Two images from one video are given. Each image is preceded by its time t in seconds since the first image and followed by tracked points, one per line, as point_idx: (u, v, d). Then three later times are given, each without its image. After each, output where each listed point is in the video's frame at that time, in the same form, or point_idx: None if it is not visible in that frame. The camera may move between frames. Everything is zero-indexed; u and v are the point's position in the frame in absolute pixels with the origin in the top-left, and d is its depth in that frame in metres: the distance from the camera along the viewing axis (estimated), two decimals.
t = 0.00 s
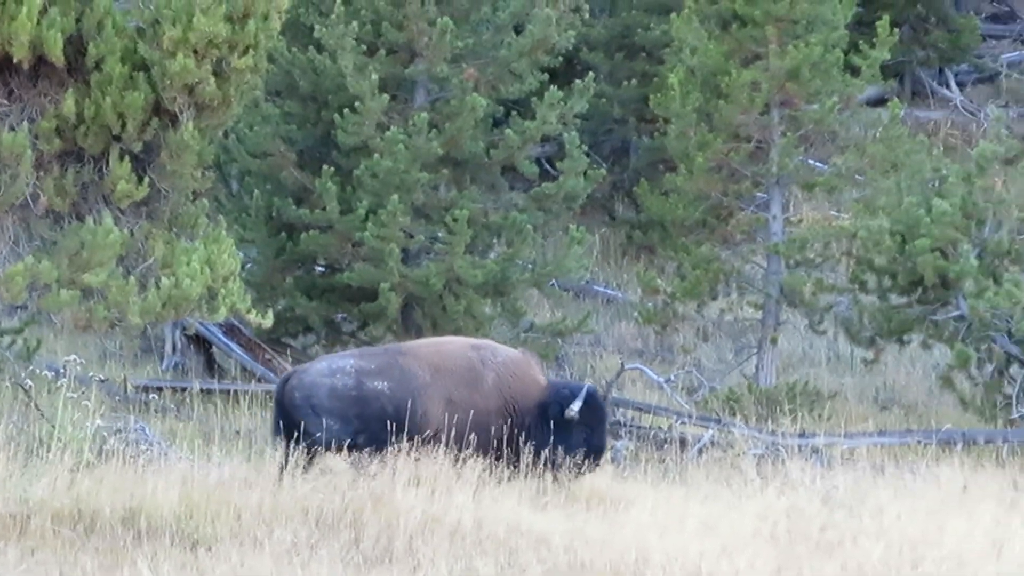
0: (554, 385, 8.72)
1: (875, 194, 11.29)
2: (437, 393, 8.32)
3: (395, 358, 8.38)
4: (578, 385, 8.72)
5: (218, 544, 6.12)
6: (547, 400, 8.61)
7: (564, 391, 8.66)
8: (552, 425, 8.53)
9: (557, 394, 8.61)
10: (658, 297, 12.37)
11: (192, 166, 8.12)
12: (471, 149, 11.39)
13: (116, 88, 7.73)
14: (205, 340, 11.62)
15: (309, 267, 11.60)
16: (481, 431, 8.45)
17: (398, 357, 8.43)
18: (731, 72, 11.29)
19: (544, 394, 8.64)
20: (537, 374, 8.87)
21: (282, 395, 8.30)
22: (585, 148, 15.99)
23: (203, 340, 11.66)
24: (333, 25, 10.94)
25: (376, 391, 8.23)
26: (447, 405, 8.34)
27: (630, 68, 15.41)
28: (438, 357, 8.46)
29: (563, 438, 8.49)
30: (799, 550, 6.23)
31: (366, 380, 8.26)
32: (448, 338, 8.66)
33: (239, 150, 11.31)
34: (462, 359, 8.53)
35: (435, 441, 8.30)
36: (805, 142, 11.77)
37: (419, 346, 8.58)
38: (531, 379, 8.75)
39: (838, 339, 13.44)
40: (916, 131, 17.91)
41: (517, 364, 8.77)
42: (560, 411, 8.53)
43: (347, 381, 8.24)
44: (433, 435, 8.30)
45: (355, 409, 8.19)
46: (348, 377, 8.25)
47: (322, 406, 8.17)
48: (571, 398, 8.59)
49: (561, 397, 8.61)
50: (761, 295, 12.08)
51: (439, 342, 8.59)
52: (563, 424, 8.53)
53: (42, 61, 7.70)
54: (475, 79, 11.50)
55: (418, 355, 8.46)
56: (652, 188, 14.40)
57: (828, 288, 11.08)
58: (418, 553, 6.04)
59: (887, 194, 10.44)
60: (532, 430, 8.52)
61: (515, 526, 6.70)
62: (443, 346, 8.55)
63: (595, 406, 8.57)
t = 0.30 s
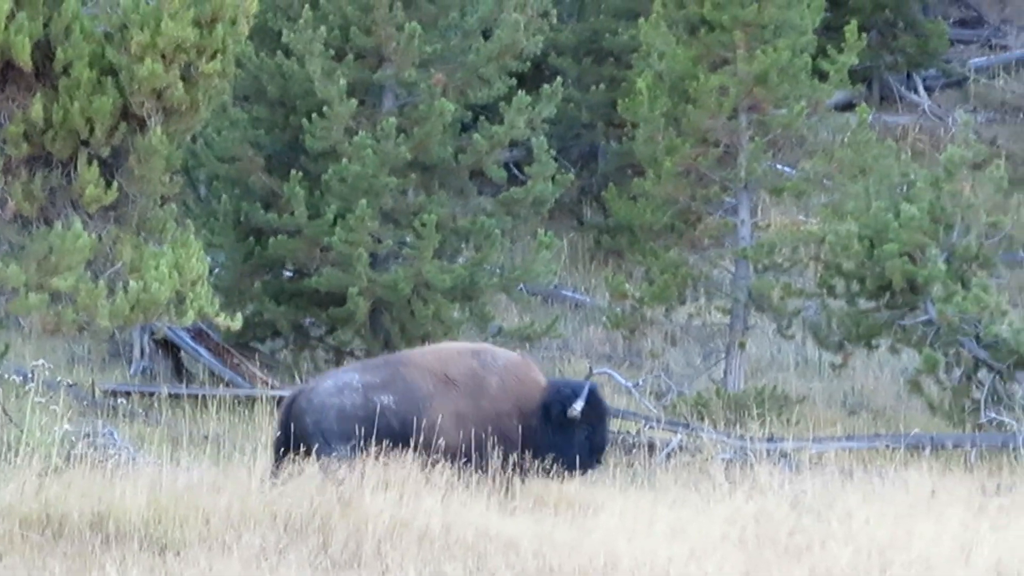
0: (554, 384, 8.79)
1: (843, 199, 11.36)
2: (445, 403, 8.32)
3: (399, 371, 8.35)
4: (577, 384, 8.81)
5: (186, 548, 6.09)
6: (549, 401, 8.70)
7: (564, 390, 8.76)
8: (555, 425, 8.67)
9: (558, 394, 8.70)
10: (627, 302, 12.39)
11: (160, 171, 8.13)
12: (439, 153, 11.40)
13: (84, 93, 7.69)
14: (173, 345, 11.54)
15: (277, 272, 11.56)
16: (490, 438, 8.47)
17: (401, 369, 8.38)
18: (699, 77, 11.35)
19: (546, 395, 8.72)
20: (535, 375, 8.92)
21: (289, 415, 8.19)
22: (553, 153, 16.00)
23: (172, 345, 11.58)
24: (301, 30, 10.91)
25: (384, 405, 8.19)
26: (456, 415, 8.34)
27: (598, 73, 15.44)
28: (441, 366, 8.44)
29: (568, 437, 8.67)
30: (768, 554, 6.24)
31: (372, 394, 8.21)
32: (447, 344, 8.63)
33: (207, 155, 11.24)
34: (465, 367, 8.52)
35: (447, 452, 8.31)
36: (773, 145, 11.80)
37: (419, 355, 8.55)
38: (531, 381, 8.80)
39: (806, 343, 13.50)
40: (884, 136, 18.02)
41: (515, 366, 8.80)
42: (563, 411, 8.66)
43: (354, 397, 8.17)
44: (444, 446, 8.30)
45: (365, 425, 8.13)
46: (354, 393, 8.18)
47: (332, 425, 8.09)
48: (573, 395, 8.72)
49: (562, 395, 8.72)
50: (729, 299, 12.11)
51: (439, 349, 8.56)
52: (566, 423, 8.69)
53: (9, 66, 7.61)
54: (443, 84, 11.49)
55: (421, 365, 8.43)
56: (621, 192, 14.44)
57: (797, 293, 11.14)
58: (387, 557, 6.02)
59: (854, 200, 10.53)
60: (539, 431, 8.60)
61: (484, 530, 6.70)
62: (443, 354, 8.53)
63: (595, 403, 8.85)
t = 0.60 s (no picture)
0: (556, 389, 8.57)
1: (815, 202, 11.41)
2: (457, 408, 8.12)
3: (409, 374, 8.25)
4: (578, 389, 8.60)
5: (159, 554, 6.06)
6: (554, 408, 8.49)
7: (568, 397, 8.54)
8: (561, 432, 8.48)
9: (563, 400, 8.49)
10: (599, 306, 12.39)
11: (132, 176, 8.06)
12: (411, 158, 11.36)
13: (56, 98, 7.65)
14: (146, 350, 11.45)
15: (249, 277, 11.53)
16: (504, 446, 8.24)
17: (413, 373, 8.27)
18: (671, 81, 11.38)
19: (551, 401, 8.50)
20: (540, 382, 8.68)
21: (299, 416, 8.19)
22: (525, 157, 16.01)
23: (144, 350, 11.49)
24: (273, 34, 10.84)
25: (393, 408, 8.10)
26: (469, 421, 8.12)
27: (569, 77, 15.46)
28: (455, 371, 8.27)
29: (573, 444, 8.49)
30: (741, 558, 6.26)
31: (381, 396, 8.12)
32: (464, 350, 8.46)
33: (178, 160, 11.18)
34: (478, 372, 8.31)
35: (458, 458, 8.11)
36: (745, 149, 11.88)
37: (432, 359, 8.40)
38: (543, 389, 8.56)
39: (778, 347, 13.53)
40: (856, 139, 18.09)
41: (531, 374, 8.57)
42: (568, 418, 8.46)
43: (362, 398, 8.11)
44: (455, 452, 8.10)
45: (373, 428, 8.07)
46: (362, 394, 8.11)
47: (336, 426, 8.08)
48: (577, 401, 8.52)
49: (566, 402, 8.52)
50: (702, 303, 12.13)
51: (454, 355, 8.40)
52: (572, 429, 8.50)
53: None
54: (415, 88, 11.48)
55: (434, 370, 8.28)
56: (593, 196, 14.46)
57: (769, 296, 11.18)
58: (360, 562, 6.01)
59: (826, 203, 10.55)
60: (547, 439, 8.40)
61: (457, 535, 6.69)
62: (459, 359, 8.36)
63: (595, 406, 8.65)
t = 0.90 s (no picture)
0: (556, 398, 8.75)
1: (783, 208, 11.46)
2: (462, 414, 8.18)
3: (412, 379, 8.24)
4: (576, 400, 8.79)
5: (128, 559, 6.06)
6: (555, 416, 8.67)
7: (567, 407, 8.72)
8: (558, 441, 8.65)
9: (564, 410, 8.67)
10: (568, 311, 12.40)
11: (101, 181, 8.05)
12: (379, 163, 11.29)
13: (25, 103, 7.63)
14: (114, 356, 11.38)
15: (218, 282, 11.44)
16: (504, 452, 8.35)
17: (417, 377, 8.27)
18: (640, 86, 11.40)
19: (551, 409, 8.67)
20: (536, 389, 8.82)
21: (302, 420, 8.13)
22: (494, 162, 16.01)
23: (114, 356, 11.48)
24: (242, 39, 10.81)
25: (397, 412, 8.08)
26: (473, 427, 8.20)
27: (538, 83, 15.48)
28: (460, 377, 8.32)
29: (567, 452, 8.67)
30: (709, 564, 6.28)
31: (385, 400, 8.10)
32: (465, 356, 8.52)
33: (147, 165, 11.12)
34: (481, 379, 8.39)
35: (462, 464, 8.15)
36: (713, 155, 11.84)
37: (434, 363, 8.41)
38: (539, 397, 8.70)
39: (747, 353, 13.58)
40: (824, 145, 18.16)
41: (529, 381, 8.69)
42: (568, 428, 8.65)
43: (367, 402, 8.07)
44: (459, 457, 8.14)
45: (377, 432, 8.04)
46: (367, 399, 8.08)
47: (340, 430, 8.03)
48: (576, 411, 8.70)
49: (565, 411, 8.70)
50: (670, 309, 12.16)
51: (457, 360, 8.45)
52: (567, 438, 8.68)
53: None
54: (384, 93, 11.48)
55: (439, 375, 8.30)
56: (562, 202, 14.48)
57: (737, 303, 11.23)
58: (329, 567, 6.03)
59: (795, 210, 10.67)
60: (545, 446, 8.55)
61: (425, 540, 6.68)
62: (462, 365, 8.41)
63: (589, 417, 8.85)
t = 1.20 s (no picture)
0: (546, 393, 8.98)
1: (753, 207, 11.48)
2: (462, 415, 8.33)
3: (410, 383, 8.30)
4: (565, 394, 9.05)
5: (97, 559, 6.05)
6: (549, 410, 8.89)
7: (557, 401, 8.97)
8: (553, 434, 8.85)
9: (556, 403, 8.92)
10: (538, 311, 12.38)
11: (71, 182, 7.99)
12: (350, 163, 11.23)
13: None
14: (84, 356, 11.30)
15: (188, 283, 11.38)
16: (502, 450, 8.54)
17: (415, 381, 8.35)
18: (611, 86, 11.39)
19: (545, 404, 8.90)
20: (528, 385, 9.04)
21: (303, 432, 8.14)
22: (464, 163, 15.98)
23: (84, 356, 11.39)
24: (212, 39, 10.74)
25: (398, 418, 8.12)
26: (472, 426, 8.36)
27: (508, 83, 15.46)
28: (456, 377, 8.46)
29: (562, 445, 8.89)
30: (680, 565, 6.28)
31: (385, 407, 8.13)
32: (458, 356, 8.67)
33: (117, 165, 11.04)
34: (477, 379, 8.56)
35: (463, 463, 8.28)
36: (684, 155, 11.86)
37: (430, 366, 8.52)
38: (532, 392, 8.93)
39: (718, 353, 13.60)
40: (795, 144, 18.15)
41: (522, 378, 8.90)
42: (562, 420, 8.89)
43: (367, 410, 8.09)
44: (460, 457, 8.27)
45: (379, 439, 8.06)
46: (367, 406, 8.10)
47: (341, 438, 8.02)
48: (568, 405, 8.97)
49: (556, 405, 8.94)
50: (640, 309, 12.16)
51: (451, 361, 8.59)
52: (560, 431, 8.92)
53: None
54: (354, 94, 11.43)
55: (437, 377, 8.41)
56: (532, 202, 14.47)
57: (708, 302, 11.25)
58: (299, 567, 6.01)
59: (765, 210, 10.62)
60: (544, 440, 8.75)
61: (395, 541, 6.65)
62: (456, 365, 8.56)
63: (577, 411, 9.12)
